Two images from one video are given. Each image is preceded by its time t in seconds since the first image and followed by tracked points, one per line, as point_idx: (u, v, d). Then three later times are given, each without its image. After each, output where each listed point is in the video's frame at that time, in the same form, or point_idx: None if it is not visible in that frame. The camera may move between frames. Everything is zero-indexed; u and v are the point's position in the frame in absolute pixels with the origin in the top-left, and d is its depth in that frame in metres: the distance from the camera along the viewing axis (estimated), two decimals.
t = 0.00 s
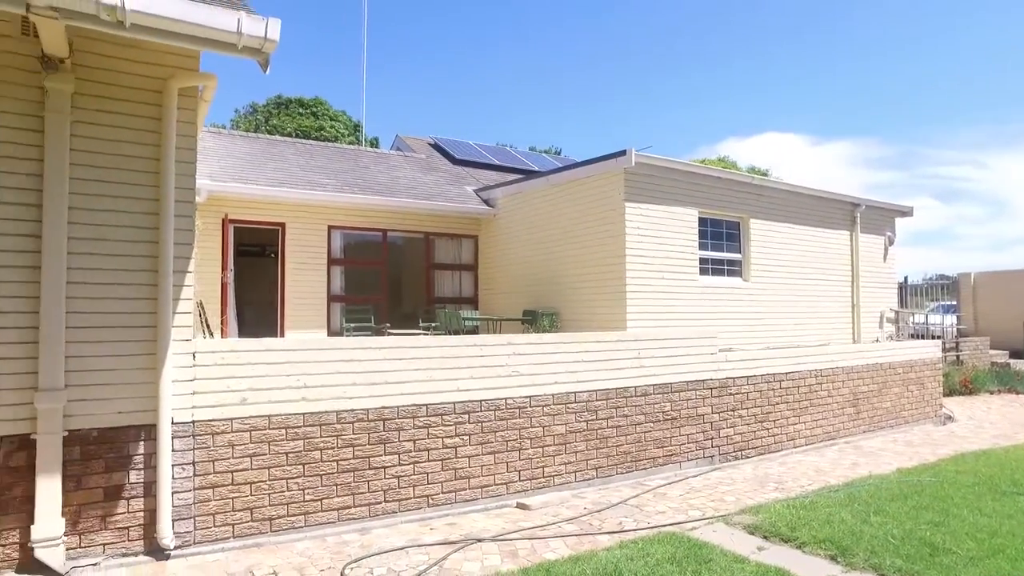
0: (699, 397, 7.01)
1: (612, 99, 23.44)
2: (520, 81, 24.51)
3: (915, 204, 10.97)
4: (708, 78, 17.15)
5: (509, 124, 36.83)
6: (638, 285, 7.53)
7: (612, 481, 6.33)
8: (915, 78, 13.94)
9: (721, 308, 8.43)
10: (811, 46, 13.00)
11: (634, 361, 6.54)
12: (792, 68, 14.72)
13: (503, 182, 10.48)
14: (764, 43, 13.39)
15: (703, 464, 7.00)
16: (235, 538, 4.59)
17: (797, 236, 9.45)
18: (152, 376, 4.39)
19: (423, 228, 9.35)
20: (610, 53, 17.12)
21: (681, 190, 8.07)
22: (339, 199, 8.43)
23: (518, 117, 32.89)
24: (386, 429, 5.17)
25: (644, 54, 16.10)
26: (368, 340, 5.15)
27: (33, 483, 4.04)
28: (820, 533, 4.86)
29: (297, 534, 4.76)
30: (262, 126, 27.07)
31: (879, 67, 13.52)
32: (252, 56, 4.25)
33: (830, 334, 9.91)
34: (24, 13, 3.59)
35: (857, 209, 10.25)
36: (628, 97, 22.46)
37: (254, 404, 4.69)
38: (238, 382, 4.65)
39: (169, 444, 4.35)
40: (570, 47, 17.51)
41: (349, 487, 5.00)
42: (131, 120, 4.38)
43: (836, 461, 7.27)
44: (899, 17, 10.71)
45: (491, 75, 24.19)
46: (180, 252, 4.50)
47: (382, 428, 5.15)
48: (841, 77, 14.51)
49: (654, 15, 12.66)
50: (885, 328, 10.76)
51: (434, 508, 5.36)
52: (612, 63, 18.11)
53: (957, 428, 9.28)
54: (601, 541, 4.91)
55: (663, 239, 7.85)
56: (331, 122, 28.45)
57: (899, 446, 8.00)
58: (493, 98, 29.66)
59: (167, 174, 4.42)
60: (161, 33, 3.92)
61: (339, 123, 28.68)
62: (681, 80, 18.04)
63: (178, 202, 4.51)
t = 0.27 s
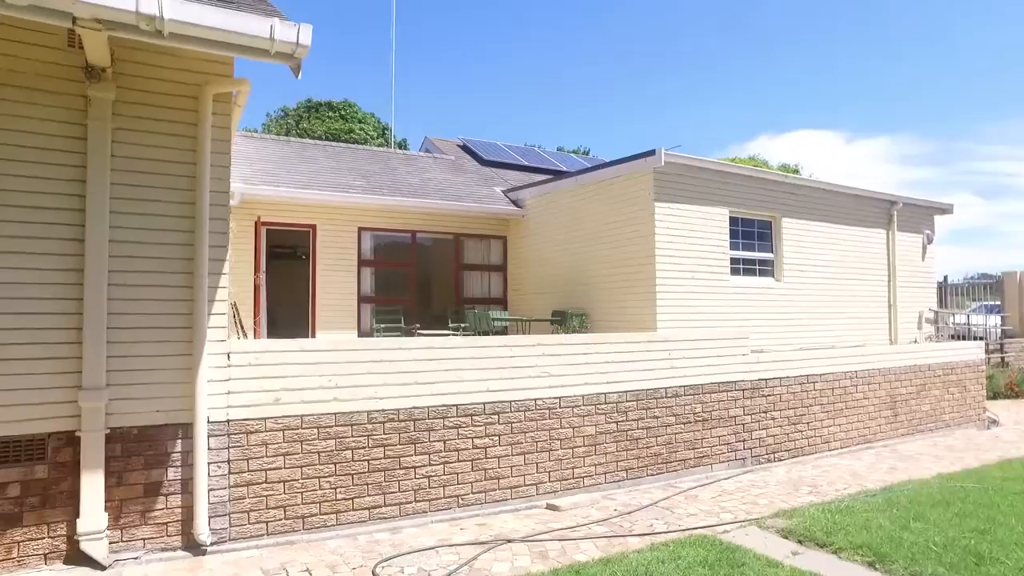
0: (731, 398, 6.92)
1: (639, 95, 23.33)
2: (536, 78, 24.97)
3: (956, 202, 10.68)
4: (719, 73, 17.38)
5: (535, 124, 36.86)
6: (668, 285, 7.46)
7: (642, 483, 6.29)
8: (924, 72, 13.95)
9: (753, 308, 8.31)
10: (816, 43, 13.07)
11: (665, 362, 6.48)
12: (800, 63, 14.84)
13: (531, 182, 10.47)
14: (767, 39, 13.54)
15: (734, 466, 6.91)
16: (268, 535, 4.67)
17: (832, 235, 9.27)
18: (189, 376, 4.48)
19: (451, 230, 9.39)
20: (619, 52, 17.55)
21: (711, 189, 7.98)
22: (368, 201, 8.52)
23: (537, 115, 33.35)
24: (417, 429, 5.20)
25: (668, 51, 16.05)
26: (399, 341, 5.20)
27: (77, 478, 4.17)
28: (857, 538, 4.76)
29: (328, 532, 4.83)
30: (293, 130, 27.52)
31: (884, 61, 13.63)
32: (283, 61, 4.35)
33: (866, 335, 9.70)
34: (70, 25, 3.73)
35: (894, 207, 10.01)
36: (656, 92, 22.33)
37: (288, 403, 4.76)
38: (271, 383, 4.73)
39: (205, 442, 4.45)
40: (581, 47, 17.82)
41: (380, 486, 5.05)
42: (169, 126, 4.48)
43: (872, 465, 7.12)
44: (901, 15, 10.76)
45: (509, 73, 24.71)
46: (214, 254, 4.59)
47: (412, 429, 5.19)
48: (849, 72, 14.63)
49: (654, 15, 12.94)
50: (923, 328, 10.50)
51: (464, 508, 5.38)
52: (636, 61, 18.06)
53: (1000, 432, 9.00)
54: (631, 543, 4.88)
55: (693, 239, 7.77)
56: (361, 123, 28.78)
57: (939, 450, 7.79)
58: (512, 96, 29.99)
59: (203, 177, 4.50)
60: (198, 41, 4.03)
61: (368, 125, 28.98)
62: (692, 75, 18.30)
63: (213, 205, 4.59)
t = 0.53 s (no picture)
0: (763, 399, 6.82)
1: (666, 92, 23.22)
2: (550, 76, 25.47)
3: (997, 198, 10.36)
4: (739, 67, 17.36)
5: (561, 122, 36.80)
6: (698, 285, 7.38)
7: (672, 484, 6.23)
8: (927, 65, 14.13)
9: (785, 308, 8.17)
10: (823, 36, 13.14)
11: (695, 362, 6.42)
12: (799, 57, 15.11)
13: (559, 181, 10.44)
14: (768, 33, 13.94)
15: (765, 468, 6.81)
16: (300, 532, 4.73)
17: (867, 233, 9.07)
18: (223, 375, 4.56)
19: (479, 229, 9.41)
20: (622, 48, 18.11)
21: (742, 187, 7.87)
22: (396, 202, 8.59)
23: (545, 112, 34.56)
24: (446, 429, 5.23)
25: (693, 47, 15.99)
26: (428, 341, 5.23)
27: (117, 473, 4.28)
28: (894, 544, 4.65)
29: (358, 530, 4.87)
30: (322, 132, 27.94)
31: (884, 54, 13.87)
32: (315, 63, 4.38)
33: (902, 335, 9.47)
34: (110, 34, 3.86)
35: (932, 204, 9.76)
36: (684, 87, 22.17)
37: (319, 402, 4.82)
38: (303, 382, 4.79)
39: (238, 440, 4.52)
40: (593, 44, 18.19)
41: (409, 485, 5.08)
42: (203, 129, 4.56)
43: (910, 468, 6.95)
44: (907, 13, 10.84)
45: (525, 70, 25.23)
46: (247, 255, 4.65)
47: (441, 428, 5.22)
48: (853, 65, 14.84)
49: (655, 12, 13.34)
50: (963, 329, 10.22)
51: (492, 508, 5.38)
52: (662, 58, 17.97)
53: None
54: (661, 545, 4.83)
55: (723, 238, 7.67)
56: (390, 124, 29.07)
57: (980, 454, 7.57)
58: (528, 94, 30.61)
59: (235, 180, 4.57)
60: (231, 46, 4.11)
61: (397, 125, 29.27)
62: (710, 70, 18.35)
63: (245, 207, 4.65)
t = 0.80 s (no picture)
0: (801, 401, 6.67)
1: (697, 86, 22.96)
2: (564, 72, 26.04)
3: None
4: (774, 62, 17.06)
5: (591, 121, 36.64)
6: (733, 284, 7.26)
7: (707, 487, 6.13)
8: (928, 65, 14.16)
9: (823, 308, 7.99)
10: (824, 36, 13.44)
11: (730, 362, 6.31)
12: (800, 57, 15.60)
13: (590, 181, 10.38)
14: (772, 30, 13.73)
15: (803, 472, 6.66)
16: (335, 530, 4.79)
17: (908, 231, 8.81)
18: (260, 375, 4.64)
19: (510, 230, 9.40)
20: (626, 47, 18.65)
21: (778, 185, 7.71)
22: (428, 203, 8.64)
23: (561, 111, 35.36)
24: (479, 429, 5.23)
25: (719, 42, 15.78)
26: (460, 341, 5.24)
27: (159, 470, 4.38)
28: (940, 552, 4.50)
29: (392, 529, 4.91)
30: (355, 134, 28.30)
31: (884, 54, 14.08)
32: (348, 67, 4.44)
33: (947, 336, 9.17)
34: (152, 42, 3.99)
35: (979, 200, 9.43)
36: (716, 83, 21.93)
37: (353, 402, 4.87)
38: (337, 382, 4.84)
39: (274, 439, 4.59)
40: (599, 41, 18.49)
41: (442, 484, 5.10)
42: (240, 133, 4.64)
43: (956, 474, 6.72)
44: (907, 13, 10.59)
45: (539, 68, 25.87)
46: (283, 256, 4.72)
47: (474, 428, 5.22)
48: (859, 61, 15.02)
49: (659, 15, 13.71)
50: (1011, 329, 9.85)
51: (525, 509, 5.37)
52: (692, 53, 17.75)
53: None
54: (696, 548, 4.76)
55: (758, 236, 7.52)
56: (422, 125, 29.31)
57: None
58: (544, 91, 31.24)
59: (271, 182, 4.63)
60: (267, 52, 4.20)
61: (429, 126, 29.51)
62: (744, 65, 18.07)
63: (280, 209, 4.71)
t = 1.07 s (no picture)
0: (843, 403, 6.50)
1: (730, 79, 22.66)
2: (585, 69, 26.55)
3: None
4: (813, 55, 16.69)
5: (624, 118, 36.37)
6: (771, 283, 7.12)
7: (745, 489, 6.02)
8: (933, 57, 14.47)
9: (865, 307, 7.77)
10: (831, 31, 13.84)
11: (770, 362, 6.18)
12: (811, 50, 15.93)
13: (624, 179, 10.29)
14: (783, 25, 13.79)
15: (845, 475, 6.50)
16: (371, 528, 4.84)
17: (957, 228, 8.51)
18: (298, 373, 4.71)
19: (543, 229, 9.38)
20: (638, 44, 19.16)
21: (818, 182, 7.53)
22: (462, 202, 8.70)
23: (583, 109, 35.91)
24: (514, 428, 5.23)
25: (750, 36, 15.53)
26: (495, 340, 5.24)
27: (202, 465, 4.49)
28: (993, 561, 4.33)
29: (427, 527, 4.94)
30: (389, 135, 28.59)
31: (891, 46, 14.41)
32: (384, 68, 4.48)
33: (997, 336, 8.84)
34: (195, 48, 4.09)
35: None
36: (751, 77, 21.58)
37: (389, 401, 4.91)
38: (374, 381, 4.89)
39: (312, 437, 4.66)
40: (612, 37, 18.82)
41: (477, 483, 5.11)
42: (278, 136, 4.71)
43: (1008, 480, 6.47)
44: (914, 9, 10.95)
45: (559, 65, 26.48)
46: (320, 257, 4.79)
47: (509, 428, 5.22)
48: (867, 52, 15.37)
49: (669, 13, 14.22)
50: None
51: (560, 509, 5.35)
52: (726, 46, 17.48)
53: None
54: (735, 552, 4.67)
55: (798, 234, 7.35)
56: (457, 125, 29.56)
57: None
58: (569, 89, 31.55)
59: (308, 184, 4.69)
60: (305, 55, 4.27)
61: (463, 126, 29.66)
62: (781, 59, 17.74)
63: (318, 210, 4.77)
